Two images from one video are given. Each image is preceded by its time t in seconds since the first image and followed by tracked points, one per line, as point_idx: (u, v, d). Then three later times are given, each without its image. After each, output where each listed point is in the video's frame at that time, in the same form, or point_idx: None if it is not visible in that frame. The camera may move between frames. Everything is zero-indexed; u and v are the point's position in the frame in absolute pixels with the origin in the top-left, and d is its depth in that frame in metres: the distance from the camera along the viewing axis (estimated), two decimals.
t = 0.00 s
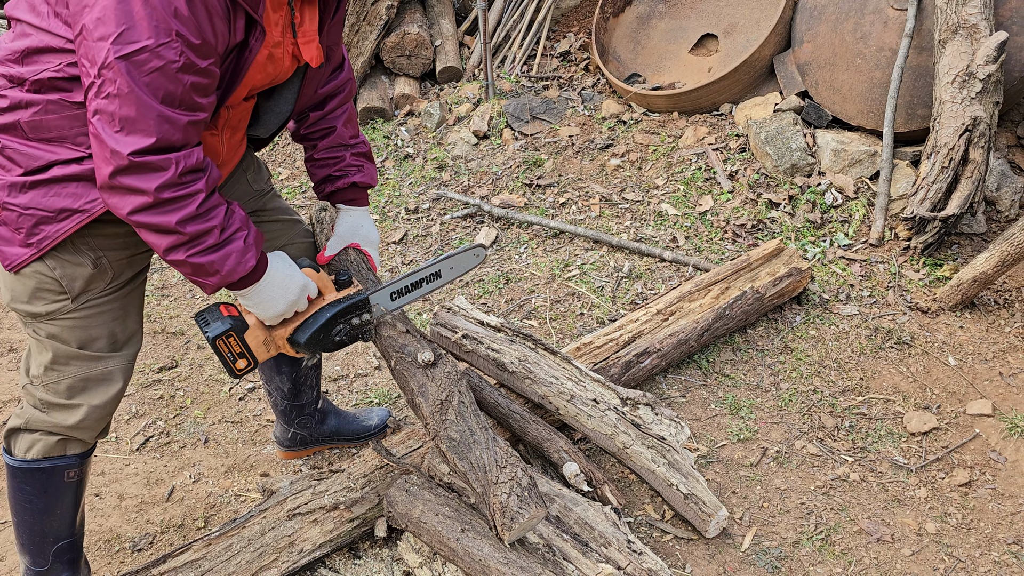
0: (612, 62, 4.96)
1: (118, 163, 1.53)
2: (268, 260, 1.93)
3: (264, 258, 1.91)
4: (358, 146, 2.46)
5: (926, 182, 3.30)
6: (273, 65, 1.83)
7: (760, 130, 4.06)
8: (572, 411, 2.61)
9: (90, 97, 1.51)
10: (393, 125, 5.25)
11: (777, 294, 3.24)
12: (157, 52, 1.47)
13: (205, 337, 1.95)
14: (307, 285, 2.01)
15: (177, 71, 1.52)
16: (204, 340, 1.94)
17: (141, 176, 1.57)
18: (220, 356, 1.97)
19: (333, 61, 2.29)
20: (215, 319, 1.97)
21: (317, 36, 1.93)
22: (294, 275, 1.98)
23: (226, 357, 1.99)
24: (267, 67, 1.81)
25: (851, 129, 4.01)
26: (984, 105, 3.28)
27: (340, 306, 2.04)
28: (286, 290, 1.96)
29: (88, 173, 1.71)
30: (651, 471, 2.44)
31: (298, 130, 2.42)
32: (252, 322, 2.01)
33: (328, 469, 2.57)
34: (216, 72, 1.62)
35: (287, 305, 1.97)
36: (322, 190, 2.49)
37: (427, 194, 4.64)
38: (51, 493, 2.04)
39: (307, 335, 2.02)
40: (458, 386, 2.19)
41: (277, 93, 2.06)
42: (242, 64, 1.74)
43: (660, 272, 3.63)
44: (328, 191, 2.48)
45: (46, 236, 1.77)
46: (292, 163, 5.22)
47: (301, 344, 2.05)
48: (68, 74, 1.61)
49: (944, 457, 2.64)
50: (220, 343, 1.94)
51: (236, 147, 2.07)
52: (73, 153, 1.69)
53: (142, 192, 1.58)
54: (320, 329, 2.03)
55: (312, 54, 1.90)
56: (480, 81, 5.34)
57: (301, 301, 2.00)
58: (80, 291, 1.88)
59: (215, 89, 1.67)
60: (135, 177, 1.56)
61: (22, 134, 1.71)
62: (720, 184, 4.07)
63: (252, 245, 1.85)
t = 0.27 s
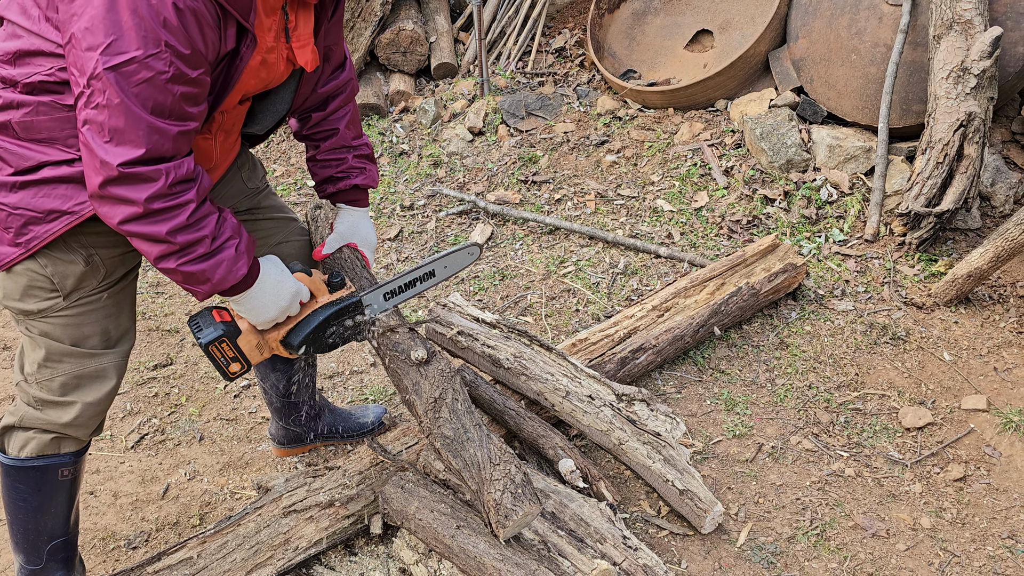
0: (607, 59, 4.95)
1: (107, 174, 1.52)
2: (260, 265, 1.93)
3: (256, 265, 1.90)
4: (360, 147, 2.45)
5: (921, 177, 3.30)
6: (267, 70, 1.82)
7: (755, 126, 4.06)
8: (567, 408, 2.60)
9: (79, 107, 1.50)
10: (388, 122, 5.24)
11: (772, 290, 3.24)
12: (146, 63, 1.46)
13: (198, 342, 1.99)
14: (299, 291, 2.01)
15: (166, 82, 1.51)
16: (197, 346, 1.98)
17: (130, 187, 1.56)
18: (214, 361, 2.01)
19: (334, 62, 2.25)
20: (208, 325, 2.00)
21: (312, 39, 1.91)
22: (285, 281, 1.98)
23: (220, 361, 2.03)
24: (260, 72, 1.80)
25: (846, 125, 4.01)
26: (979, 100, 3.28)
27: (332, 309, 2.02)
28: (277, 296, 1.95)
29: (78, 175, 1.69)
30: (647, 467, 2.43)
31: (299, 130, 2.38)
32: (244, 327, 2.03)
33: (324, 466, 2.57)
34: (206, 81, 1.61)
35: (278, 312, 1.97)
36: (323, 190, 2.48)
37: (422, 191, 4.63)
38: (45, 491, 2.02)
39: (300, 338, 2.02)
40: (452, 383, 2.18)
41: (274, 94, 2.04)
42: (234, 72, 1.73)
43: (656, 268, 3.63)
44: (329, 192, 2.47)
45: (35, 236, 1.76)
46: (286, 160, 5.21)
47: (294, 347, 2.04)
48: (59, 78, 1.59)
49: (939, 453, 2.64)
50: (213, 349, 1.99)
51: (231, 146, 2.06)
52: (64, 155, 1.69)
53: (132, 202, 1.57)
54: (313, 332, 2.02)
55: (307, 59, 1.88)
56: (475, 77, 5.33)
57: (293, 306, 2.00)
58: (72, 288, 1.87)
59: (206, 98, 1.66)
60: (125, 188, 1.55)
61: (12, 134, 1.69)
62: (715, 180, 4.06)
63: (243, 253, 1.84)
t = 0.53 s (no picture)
0: (602, 56, 4.95)
1: (98, 184, 1.52)
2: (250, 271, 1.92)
3: (247, 271, 1.90)
4: (354, 146, 2.44)
5: (915, 173, 3.30)
6: (261, 75, 1.81)
7: (750, 123, 4.06)
8: (562, 405, 2.60)
9: (70, 116, 1.49)
10: (383, 120, 5.23)
11: (767, 286, 3.24)
12: (138, 74, 1.46)
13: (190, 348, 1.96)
14: (290, 295, 2.00)
15: (158, 93, 1.50)
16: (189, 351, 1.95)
17: (121, 197, 1.56)
18: (207, 367, 1.99)
19: (329, 63, 2.24)
20: (200, 330, 1.96)
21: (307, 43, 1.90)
22: (277, 286, 1.96)
23: (213, 366, 2.01)
24: (254, 78, 1.80)
25: (840, 121, 4.01)
26: (972, 96, 3.28)
27: (325, 312, 2.02)
28: (268, 300, 1.94)
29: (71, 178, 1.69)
30: (642, 464, 2.43)
31: (294, 129, 2.37)
32: (237, 332, 2.00)
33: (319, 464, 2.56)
34: (198, 91, 1.60)
35: (269, 317, 1.96)
36: (316, 188, 2.46)
37: (417, 188, 4.62)
38: (38, 491, 2.01)
39: (293, 341, 2.02)
40: (444, 381, 2.17)
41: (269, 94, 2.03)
42: (228, 80, 1.73)
43: (651, 265, 3.63)
44: (322, 190, 2.46)
45: (26, 238, 1.75)
46: (281, 158, 5.19)
47: (288, 349, 2.04)
48: (53, 83, 1.58)
49: (934, 448, 2.65)
50: (205, 354, 1.96)
51: (226, 146, 2.05)
52: (57, 158, 1.68)
53: (123, 212, 1.56)
54: (306, 334, 2.02)
55: (302, 63, 1.87)
56: (470, 75, 5.33)
57: (285, 310, 1.98)
58: (65, 288, 1.86)
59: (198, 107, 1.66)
60: (116, 197, 1.55)
61: (4, 135, 1.68)
62: (710, 177, 4.06)
63: (236, 260, 1.83)
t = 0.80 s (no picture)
0: (599, 54, 4.95)
1: (94, 192, 1.51)
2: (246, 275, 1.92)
3: (243, 275, 1.89)
4: (351, 145, 2.45)
5: (912, 170, 3.30)
6: (257, 79, 1.81)
7: (747, 120, 4.06)
8: (560, 403, 2.61)
9: (65, 124, 1.49)
10: (380, 118, 5.22)
11: (765, 284, 3.24)
12: (134, 83, 1.45)
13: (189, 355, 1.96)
14: (286, 298, 1.99)
15: (153, 102, 1.50)
16: (188, 359, 1.95)
17: (117, 205, 1.56)
18: (207, 373, 1.98)
19: (326, 63, 2.23)
20: (198, 338, 1.96)
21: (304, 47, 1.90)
22: (272, 289, 1.96)
23: (214, 373, 2.00)
24: (251, 83, 1.80)
25: (838, 119, 4.01)
26: (969, 93, 3.28)
27: (321, 313, 2.01)
28: (264, 304, 1.93)
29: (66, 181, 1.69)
30: (641, 461, 2.44)
31: (291, 128, 2.37)
32: (235, 337, 1.98)
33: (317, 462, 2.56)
34: (194, 99, 1.60)
35: (266, 320, 1.95)
36: (313, 186, 2.47)
37: (415, 187, 4.62)
38: (36, 491, 2.01)
39: (292, 344, 2.01)
40: (442, 379, 2.18)
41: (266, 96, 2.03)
42: (224, 87, 1.72)
43: (649, 263, 3.63)
44: (319, 188, 2.46)
45: (20, 240, 1.74)
46: (279, 157, 5.19)
47: (287, 352, 2.03)
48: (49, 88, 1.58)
49: (932, 445, 2.65)
50: (205, 361, 1.95)
51: (223, 147, 2.05)
52: (51, 160, 1.67)
53: (119, 220, 1.56)
54: (304, 336, 2.01)
55: (299, 67, 1.88)
56: (467, 73, 5.32)
57: (281, 313, 1.98)
58: (61, 288, 1.85)
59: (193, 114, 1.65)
60: (112, 206, 1.54)
61: None
62: (708, 175, 4.06)
63: (231, 265, 1.83)
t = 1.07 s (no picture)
0: (600, 54, 4.95)
1: (99, 196, 1.52)
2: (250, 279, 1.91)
3: (247, 278, 1.90)
4: (358, 146, 2.45)
5: (913, 169, 3.30)
6: (260, 81, 1.81)
7: (748, 120, 4.06)
8: (562, 403, 2.61)
9: (69, 129, 1.49)
10: (381, 119, 5.22)
11: (766, 283, 3.24)
12: (139, 88, 1.45)
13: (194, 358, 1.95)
14: (291, 301, 2.00)
15: (158, 106, 1.50)
16: (193, 361, 1.94)
17: (123, 208, 1.56)
18: (211, 375, 1.98)
19: (331, 65, 2.23)
20: (202, 339, 1.95)
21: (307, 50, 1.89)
22: (277, 292, 1.96)
23: (217, 374, 2.00)
24: (252, 86, 1.79)
25: (838, 118, 4.01)
26: (970, 92, 3.28)
27: (326, 315, 2.02)
28: (269, 307, 1.94)
29: (67, 183, 1.69)
30: (642, 461, 2.44)
31: (296, 129, 2.37)
32: (239, 340, 2.00)
33: (319, 464, 2.58)
34: (198, 103, 1.60)
35: (270, 322, 1.96)
36: (319, 187, 2.46)
37: (416, 187, 4.62)
38: (39, 492, 2.01)
39: (296, 345, 2.02)
40: (450, 378, 2.17)
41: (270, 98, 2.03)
42: (226, 90, 1.72)
43: (650, 263, 3.64)
44: (326, 189, 2.46)
45: (22, 241, 1.74)
46: (280, 158, 5.19)
47: (291, 353, 2.04)
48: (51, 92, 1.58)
49: (933, 444, 2.65)
50: (209, 363, 1.95)
51: (225, 148, 2.05)
52: (53, 163, 1.68)
53: (124, 223, 1.56)
54: (309, 337, 2.02)
55: (302, 71, 1.87)
56: (468, 73, 5.32)
57: (286, 315, 1.99)
58: (63, 289, 1.85)
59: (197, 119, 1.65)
60: (117, 209, 1.55)
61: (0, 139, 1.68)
62: (708, 174, 4.07)
63: (235, 268, 1.83)
